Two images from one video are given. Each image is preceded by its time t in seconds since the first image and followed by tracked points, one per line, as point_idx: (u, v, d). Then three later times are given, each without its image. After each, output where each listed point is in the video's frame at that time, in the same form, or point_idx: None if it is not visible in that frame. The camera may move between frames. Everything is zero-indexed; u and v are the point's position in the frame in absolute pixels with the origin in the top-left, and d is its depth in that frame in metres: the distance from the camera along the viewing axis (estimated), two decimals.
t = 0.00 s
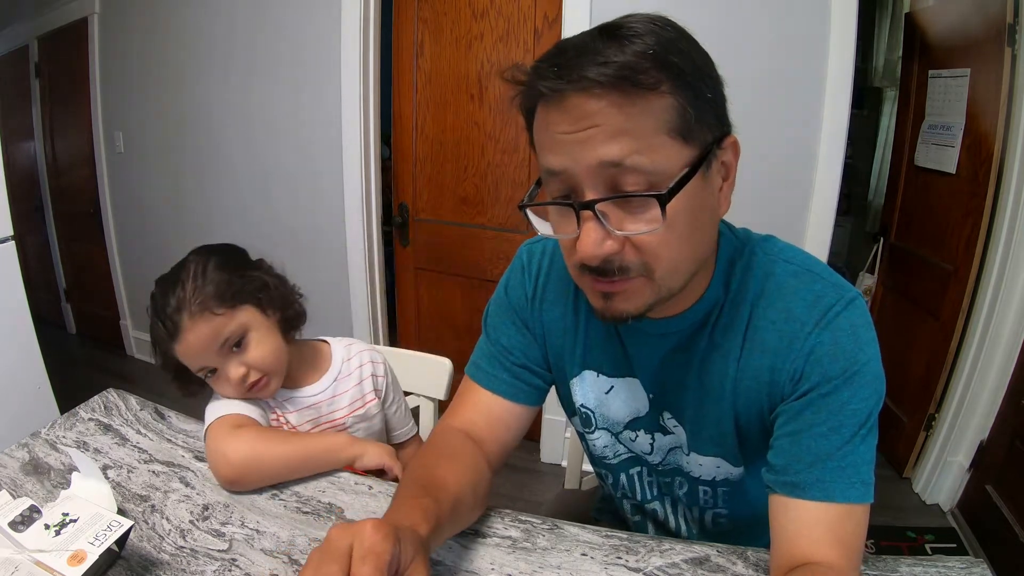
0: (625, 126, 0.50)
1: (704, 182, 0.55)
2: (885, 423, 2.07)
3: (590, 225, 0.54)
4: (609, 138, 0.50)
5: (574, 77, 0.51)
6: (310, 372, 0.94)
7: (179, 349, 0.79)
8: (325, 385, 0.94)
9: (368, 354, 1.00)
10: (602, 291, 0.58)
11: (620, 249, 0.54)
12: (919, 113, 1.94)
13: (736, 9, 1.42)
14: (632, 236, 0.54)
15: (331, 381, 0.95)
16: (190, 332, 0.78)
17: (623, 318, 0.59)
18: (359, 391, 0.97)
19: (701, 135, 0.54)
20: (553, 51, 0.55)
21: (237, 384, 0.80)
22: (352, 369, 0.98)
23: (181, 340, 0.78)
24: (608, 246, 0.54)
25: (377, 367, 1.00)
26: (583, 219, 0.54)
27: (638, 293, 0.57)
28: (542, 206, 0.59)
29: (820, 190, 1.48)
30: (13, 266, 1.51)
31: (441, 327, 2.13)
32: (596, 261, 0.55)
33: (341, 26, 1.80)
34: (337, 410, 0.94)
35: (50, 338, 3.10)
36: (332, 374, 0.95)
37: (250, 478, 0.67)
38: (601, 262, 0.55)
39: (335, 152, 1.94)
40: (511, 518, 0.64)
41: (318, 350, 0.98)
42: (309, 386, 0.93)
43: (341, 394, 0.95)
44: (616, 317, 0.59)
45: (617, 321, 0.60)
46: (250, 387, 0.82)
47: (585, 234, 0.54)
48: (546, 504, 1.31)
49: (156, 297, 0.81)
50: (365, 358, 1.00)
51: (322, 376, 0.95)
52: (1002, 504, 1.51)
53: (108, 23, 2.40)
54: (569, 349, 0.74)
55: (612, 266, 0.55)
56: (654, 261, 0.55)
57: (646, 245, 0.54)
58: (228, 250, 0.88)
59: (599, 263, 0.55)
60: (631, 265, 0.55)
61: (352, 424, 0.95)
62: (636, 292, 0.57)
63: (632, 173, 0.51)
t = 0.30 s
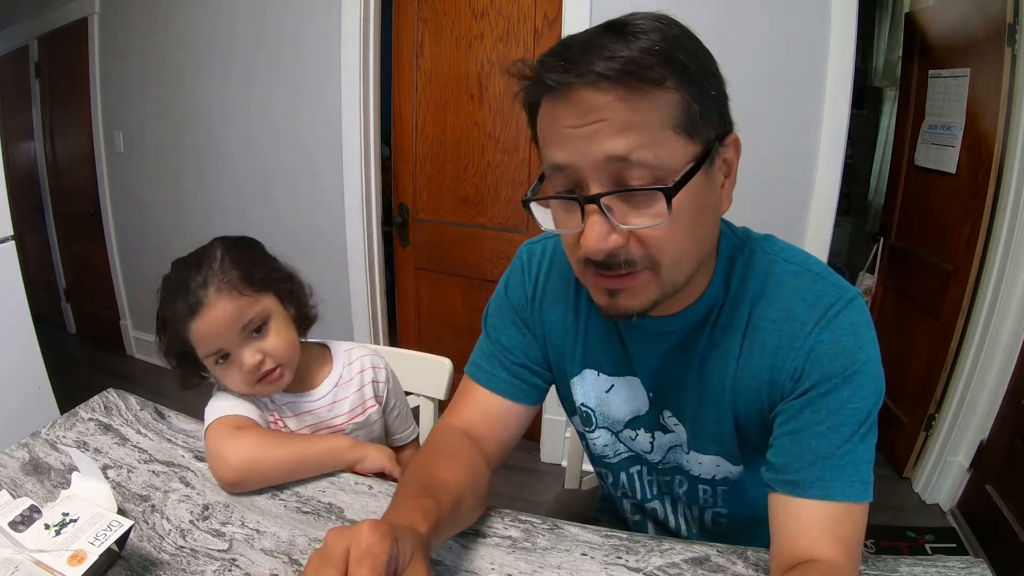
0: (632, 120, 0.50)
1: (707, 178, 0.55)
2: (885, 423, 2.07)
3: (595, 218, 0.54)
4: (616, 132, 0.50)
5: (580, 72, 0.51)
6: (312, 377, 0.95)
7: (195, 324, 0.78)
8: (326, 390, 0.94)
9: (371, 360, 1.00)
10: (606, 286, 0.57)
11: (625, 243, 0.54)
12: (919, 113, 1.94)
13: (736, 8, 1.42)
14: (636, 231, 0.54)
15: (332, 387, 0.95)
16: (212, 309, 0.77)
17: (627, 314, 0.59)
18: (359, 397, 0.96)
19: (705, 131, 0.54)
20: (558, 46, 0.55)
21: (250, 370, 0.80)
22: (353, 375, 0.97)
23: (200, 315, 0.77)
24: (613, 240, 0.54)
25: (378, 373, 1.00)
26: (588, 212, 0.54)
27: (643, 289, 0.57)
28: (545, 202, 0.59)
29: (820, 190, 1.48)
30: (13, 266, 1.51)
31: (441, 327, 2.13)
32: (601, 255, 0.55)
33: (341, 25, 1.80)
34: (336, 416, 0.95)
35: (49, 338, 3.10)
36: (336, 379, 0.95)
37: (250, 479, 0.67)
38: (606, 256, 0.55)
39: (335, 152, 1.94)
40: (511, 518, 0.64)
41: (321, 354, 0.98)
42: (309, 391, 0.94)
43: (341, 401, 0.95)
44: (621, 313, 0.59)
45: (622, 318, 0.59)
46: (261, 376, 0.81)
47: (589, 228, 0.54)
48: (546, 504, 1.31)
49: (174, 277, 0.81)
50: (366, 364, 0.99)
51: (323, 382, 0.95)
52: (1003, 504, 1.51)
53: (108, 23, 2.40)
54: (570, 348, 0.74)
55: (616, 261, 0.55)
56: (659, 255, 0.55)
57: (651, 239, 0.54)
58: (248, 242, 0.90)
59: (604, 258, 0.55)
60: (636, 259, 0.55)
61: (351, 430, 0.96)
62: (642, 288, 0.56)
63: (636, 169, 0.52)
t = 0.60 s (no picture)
0: (639, 104, 0.51)
1: (709, 167, 0.55)
2: (885, 423, 2.07)
3: (604, 201, 0.54)
4: (623, 115, 0.51)
5: (589, 58, 0.52)
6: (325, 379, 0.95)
7: (273, 284, 0.85)
8: (338, 394, 0.95)
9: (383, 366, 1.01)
10: (612, 274, 0.57)
11: (633, 228, 0.54)
12: (919, 113, 1.94)
13: (736, 8, 1.42)
14: (644, 214, 0.54)
15: (344, 392, 0.96)
16: (294, 278, 0.86)
17: (633, 304, 0.58)
18: (369, 403, 0.98)
19: (706, 122, 0.55)
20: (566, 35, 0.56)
21: (296, 344, 0.85)
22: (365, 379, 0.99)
23: (281, 277, 0.85)
24: (621, 224, 0.54)
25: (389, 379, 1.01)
26: (596, 195, 0.54)
27: (649, 277, 0.56)
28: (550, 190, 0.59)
29: (820, 190, 1.48)
30: (13, 266, 1.51)
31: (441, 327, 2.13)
32: (608, 239, 0.55)
33: (341, 25, 1.80)
34: (345, 420, 0.95)
35: (49, 338, 3.10)
36: (346, 384, 0.97)
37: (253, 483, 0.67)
38: (613, 240, 0.55)
39: (335, 152, 1.94)
40: (510, 518, 0.64)
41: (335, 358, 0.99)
42: (321, 394, 0.94)
43: (352, 405, 0.96)
44: (627, 303, 0.58)
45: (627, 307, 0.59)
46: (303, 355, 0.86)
47: (597, 211, 0.54)
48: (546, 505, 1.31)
49: (235, 253, 0.88)
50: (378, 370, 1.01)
51: (335, 385, 0.96)
52: (1003, 504, 1.51)
53: (108, 23, 2.40)
54: (569, 350, 0.74)
55: (623, 246, 0.55)
56: (666, 240, 0.55)
57: (659, 222, 0.54)
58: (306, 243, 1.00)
59: (611, 242, 0.55)
60: (643, 245, 0.55)
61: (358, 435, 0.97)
62: (647, 276, 0.56)
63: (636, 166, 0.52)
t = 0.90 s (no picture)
0: (632, 71, 0.57)
1: (694, 136, 0.61)
2: (885, 423, 2.07)
3: (609, 149, 0.57)
4: (621, 79, 0.57)
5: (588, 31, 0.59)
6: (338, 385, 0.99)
7: (320, 271, 0.92)
8: (349, 401, 0.99)
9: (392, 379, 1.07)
10: (616, 226, 0.58)
11: (636, 177, 0.57)
12: (919, 113, 1.94)
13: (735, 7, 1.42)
14: (643, 164, 0.57)
15: (356, 400, 1.00)
16: (341, 273, 0.94)
17: (640, 267, 0.58)
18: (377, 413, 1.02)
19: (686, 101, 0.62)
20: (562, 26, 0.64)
21: (326, 335, 0.91)
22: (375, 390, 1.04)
23: (329, 268, 0.93)
24: (626, 171, 0.57)
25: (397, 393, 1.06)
26: (601, 145, 0.58)
27: (652, 234, 0.58)
28: (551, 158, 0.62)
29: (819, 191, 1.48)
30: (13, 266, 1.51)
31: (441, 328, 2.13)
32: (614, 188, 0.57)
33: (341, 25, 1.80)
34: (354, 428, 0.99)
35: (49, 338, 3.10)
36: (357, 393, 1.01)
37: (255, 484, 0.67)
38: (619, 190, 0.57)
39: (335, 152, 1.94)
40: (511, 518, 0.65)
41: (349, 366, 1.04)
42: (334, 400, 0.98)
43: (362, 414, 1.01)
44: (631, 267, 0.58)
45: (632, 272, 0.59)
46: (329, 346, 0.92)
47: (604, 158, 0.57)
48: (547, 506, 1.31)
49: (284, 241, 0.96)
50: (386, 383, 1.06)
51: (347, 392, 1.00)
52: (1003, 504, 1.51)
53: (108, 23, 2.40)
54: (562, 343, 0.74)
55: (627, 197, 0.57)
56: (668, 192, 0.57)
57: (660, 173, 0.57)
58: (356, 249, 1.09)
59: (617, 193, 0.57)
60: (647, 197, 0.57)
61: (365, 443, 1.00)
62: (651, 232, 0.58)
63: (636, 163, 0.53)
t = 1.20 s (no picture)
0: (603, 65, 0.68)
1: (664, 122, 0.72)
2: (885, 423, 2.07)
3: (587, 131, 0.64)
4: (594, 72, 0.68)
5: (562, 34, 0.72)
6: (356, 390, 1.05)
7: (344, 268, 0.97)
8: (366, 406, 1.05)
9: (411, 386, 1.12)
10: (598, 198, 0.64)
11: (616, 157, 0.64)
12: (919, 113, 1.94)
13: (735, 7, 1.42)
14: (619, 144, 0.64)
15: (373, 406, 1.06)
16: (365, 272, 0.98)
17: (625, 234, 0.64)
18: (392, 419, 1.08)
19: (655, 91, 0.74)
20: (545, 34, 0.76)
21: (343, 330, 0.96)
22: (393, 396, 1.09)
23: (353, 265, 0.98)
24: (606, 152, 0.63)
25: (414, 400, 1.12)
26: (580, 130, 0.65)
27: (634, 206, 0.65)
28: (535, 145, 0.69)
29: (819, 191, 1.48)
30: (13, 265, 1.51)
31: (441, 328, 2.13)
32: (596, 167, 0.63)
33: (341, 25, 1.80)
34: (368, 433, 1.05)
35: (49, 339, 3.10)
36: (374, 398, 1.06)
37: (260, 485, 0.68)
38: (599, 169, 0.63)
39: (335, 152, 1.94)
40: (510, 518, 0.64)
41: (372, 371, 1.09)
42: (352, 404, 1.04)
43: (378, 420, 1.06)
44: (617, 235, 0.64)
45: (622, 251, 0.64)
46: (345, 342, 0.96)
47: (584, 140, 0.63)
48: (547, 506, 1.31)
49: (315, 240, 1.02)
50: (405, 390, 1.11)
51: (366, 398, 1.06)
52: (1003, 504, 1.50)
53: (108, 23, 2.40)
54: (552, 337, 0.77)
55: (608, 174, 0.64)
56: (645, 170, 0.66)
57: (636, 152, 0.65)
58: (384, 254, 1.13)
59: (598, 171, 0.63)
60: (626, 173, 0.64)
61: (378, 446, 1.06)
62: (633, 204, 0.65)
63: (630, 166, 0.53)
